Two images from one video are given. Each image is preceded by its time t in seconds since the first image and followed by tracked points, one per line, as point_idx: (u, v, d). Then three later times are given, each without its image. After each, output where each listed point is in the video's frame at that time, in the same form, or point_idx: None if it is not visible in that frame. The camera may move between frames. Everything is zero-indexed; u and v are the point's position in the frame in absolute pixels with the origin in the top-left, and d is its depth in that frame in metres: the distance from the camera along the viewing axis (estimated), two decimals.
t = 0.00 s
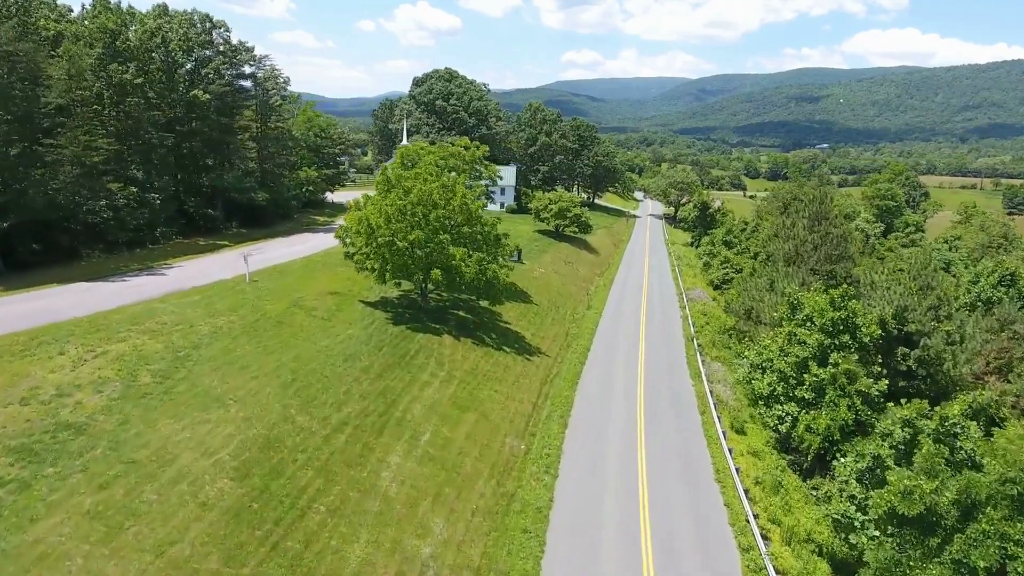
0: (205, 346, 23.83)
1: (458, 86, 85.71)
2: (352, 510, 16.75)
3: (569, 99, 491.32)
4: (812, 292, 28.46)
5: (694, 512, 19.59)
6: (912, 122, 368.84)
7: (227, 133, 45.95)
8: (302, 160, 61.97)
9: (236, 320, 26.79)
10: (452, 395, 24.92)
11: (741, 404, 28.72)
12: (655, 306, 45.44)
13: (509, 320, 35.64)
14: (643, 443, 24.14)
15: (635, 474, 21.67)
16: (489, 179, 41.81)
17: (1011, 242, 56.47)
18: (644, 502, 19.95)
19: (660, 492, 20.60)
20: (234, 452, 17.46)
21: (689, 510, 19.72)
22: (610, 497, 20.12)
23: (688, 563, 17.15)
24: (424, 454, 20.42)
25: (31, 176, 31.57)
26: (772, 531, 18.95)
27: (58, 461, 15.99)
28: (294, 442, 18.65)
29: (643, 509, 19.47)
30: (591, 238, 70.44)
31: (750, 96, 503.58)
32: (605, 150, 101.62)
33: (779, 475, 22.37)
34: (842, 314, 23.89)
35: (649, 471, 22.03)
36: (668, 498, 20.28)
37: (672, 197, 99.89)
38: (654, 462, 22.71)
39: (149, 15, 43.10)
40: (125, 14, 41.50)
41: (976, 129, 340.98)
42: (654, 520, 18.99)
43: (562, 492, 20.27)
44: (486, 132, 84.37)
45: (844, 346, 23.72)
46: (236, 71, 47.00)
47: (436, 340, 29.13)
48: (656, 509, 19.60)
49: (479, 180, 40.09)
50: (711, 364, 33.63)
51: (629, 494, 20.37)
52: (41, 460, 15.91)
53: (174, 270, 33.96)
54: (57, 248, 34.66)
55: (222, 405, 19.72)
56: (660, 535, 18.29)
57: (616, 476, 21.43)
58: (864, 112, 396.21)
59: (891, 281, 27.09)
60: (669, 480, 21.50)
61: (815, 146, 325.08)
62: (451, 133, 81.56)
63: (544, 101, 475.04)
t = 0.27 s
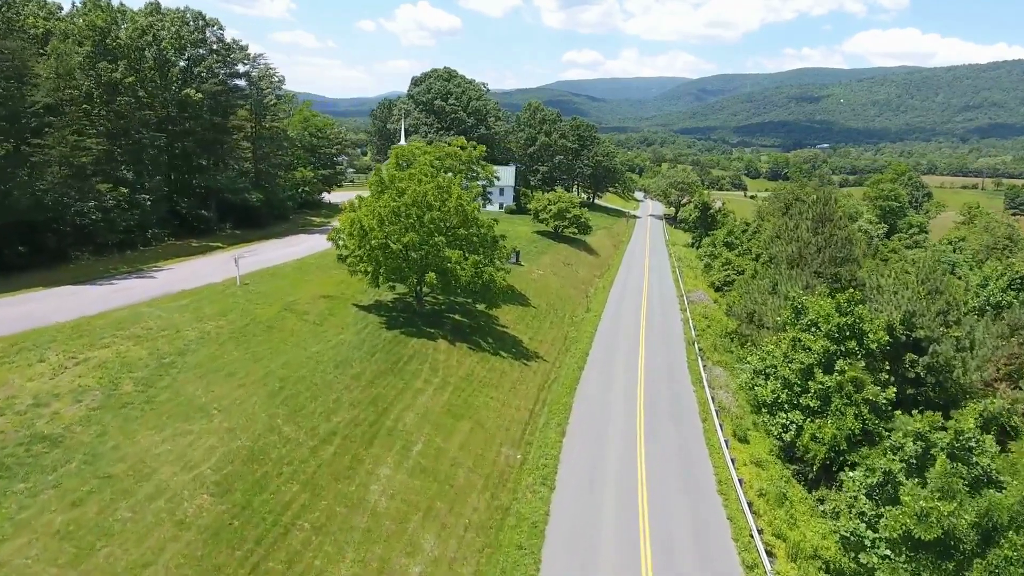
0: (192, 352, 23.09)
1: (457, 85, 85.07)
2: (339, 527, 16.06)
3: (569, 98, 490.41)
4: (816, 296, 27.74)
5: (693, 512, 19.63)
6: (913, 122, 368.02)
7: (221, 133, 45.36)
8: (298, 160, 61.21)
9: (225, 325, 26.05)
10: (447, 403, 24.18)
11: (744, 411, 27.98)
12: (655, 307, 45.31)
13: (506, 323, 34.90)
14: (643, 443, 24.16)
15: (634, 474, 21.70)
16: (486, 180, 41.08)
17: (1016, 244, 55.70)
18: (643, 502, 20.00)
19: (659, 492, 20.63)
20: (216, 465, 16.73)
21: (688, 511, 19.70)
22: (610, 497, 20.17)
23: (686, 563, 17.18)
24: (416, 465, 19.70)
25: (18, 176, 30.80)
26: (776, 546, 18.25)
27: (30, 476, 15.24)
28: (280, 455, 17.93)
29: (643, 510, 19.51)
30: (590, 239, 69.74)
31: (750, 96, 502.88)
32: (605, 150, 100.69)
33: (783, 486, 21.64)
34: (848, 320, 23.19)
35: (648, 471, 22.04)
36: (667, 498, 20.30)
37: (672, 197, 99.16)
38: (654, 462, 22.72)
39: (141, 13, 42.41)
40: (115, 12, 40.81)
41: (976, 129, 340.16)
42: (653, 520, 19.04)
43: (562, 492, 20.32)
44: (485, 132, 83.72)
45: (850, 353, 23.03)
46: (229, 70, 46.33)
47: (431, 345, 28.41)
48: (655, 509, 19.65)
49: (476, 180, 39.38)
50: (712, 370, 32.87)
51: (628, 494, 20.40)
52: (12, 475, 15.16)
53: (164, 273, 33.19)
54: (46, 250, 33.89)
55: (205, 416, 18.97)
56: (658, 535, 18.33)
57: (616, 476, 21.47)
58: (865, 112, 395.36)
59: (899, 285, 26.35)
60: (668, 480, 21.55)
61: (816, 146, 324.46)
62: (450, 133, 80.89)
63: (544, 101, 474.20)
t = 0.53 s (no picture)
0: (177, 359, 22.35)
1: (455, 85, 84.37)
2: (324, 545, 15.37)
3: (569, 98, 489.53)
4: (821, 301, 26.99)
5: (692, 513, 19.67)
6: (914, 122, 367.14)
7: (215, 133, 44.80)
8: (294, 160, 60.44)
9: (213, 330, 25.32)
10: (440, 411, 23.44)
11: (747, 419, 27.21)
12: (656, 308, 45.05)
13: (503, 327, 34.16)
14: (643, 443, 24.13)
15: (634, 475, 21.73)
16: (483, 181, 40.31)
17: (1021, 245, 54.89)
18: (643, 503, 20.01)
19: (658, 493, 20.65)
20: (196, 480, 16.00)
21: (688, 513, 19.65)
22: (610, 498, 20.18)
23: (685, 564, 17.23)
24: (407, 478, 18.95)
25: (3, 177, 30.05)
26: (781, 563, 17.54)
27: None
28: (264, 468, 17.20)
29: (643, 510, 19.56)
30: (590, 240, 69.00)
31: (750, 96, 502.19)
32: (605, 151, 99.47)
33: (788, 498, 20.90)
34: (855, 326, 22.44)
35: (648, 472, 22.05)
36: (666, 499, 20.31)
37: (672, 198, 98.41)
38: (653, 463, 22.73)
39: (132, 11, 41.71)
40: (106, 10, 40.08)
41: (977, 129, 339.29)
42: (652, 520, 19.08)
43: (561, 492, 20.35)
44: (483, 132, 83.05)
45: (856, 360, 22.28)
46: (221, 70, 45.62)
47: (425, 350, 27.67)
48: (655, 510, 19.67)
49: (473, 181, 38.62)
50: (714, 375, 32.07)
51: (628, 495, 20.43)
52: None
53: (153, 276, 32.45)
54: (33, 252, 33.15)
55: (187, 427, 18.24)
56: (658, 536, 18.37)
57: (616, 477, 21.48)
58: (865, 112, 394.56)
59: (907, 289, 25.57)
60: (668, 480, 21.60)
61: (816, 146, 323.75)
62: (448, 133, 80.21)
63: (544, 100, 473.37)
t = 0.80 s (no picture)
0: (162, 367, 21.63)
1: (454, 84, 83.63)
2: (309, 565, 14.68)
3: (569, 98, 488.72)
4: (827, 305, 26.22)
5: (692, 513, 19.74)
6: (915, 122, 366.28)
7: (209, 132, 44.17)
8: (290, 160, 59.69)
9: (201, 336, 24.60)
10: (434, 420, 22.71)
11: (750, 427, 26.44)
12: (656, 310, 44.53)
13: (500, 331, 33.43)
14: (643, 443, 24.21)
15: (634, 474, 21.83)
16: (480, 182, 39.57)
17: None
18: (643, 503, 20.07)
19: (659, 493, 20.70)
20: (175, 496, 15.28)
21: (687, 514, 19.66)
22: (609, 497, 20.28)
23: (685, 564, 17.30)
24: (398, 491, 18.22)
25: None
26: None
27: None
28: (248, 483, 16.48)
29: (643, 510, 19.62)
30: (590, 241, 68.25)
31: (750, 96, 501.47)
32: (605, 150, 98.60)
33: (794, 511, 20.18)
34: (863, 332, 21.68)
35: (648, 472, 22.07)
36: (666, 500, 20.34)
37: (673, 198, 97.64)
38: (654, 463, 22.74)
39: (123, 8, 41.01)
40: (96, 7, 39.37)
41: (978, 129, 338.46)
42: (652, 520, 19.14)
43: (561, 493, 20.35)
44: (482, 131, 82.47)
45: (863, 367, 21.54)
46: (214, 68, 44.85)
47: (419, 356, 26.93)
48: (655, 510, 19.73)
49: (470, 181, 37.87)
50: (716, 380, 31.25)
51: (628, 495, 20.46)
52: None
53: (142, 279, 31.72)
54: (20, 254, 32.45)
55: (169, 439, 17.53)
56: (658, 536, 18.43)
57: (616, 478, 21.48)
58: (866, 112, 393.78)
59: (916, 294, 24.81)
60: (668, 479, 21.66)
61: (817, 146, 323.08)
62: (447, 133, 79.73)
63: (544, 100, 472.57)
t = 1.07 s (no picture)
0: (145, 374, 20.91)
1: (453, 84, 82.93)
2: None
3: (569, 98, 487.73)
4: (833, 310, 25.48)
5: (692, 512, 19.75)
6: (915, 122, 365.38)
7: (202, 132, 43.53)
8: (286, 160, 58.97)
9: (188, 341, 23.88)
10: (428, 428, 21.99)
11: (754, 435, 25.69)
12: (656, 311, 44.02)
13: (498, 335, 32.71)
14: (643, 444, 24.19)
15: (634, 474, 21.83)
16: (477, 183, 38.80)
17: None
18: (643, 503, 20.05)
19: (659, 493, 20.70)
20: (153, 514, 14.56)
21: (687, 514, 19.62)
22: (609, 497, 20.26)
23: (685, 564, 17.30)
24: (388, 506, 17.47)
25: None
26: None
27: None
28: (229, 499, 15.74)
29: (643, 510, 19.60)
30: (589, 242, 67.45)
31: (751, 96, 500.72)
32: (606, 150, 97.72)
33: (800, 525, 19.45)
34: (870, 339, 20.95)
35: (648, 472, 22.04)
36: (666, 500, 20.31)
37: (674, 198, 96.85)
38: (654, 463, 22.71)
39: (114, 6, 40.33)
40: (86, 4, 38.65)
41: (979, 129, 337.58)
42: (652, 520, 19.13)
43: (560, 494, 20.29)
44: (482, 131, 81.97)
45: (871, 375, 20.82)
46: (207, 67, 44.07)
47: (413, 361, 26.18)
48: (655, 510, 19.70)
49: (468, 182, 37.14)
50: (718, 386, 30.48)
51: (627, 496, 20.43)
52: None
53: (131, 282, 31.02)
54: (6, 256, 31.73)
55: (149, 451, 16.82)
56: (658, 536, 18.42)
57: (616, 479, 21.40)
58: (866, 112, 392.92)
59: (926, 299, 24.05)
60: (667, 479, 21.66)
61: (817, 146, 322.34)
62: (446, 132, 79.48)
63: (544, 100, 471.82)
